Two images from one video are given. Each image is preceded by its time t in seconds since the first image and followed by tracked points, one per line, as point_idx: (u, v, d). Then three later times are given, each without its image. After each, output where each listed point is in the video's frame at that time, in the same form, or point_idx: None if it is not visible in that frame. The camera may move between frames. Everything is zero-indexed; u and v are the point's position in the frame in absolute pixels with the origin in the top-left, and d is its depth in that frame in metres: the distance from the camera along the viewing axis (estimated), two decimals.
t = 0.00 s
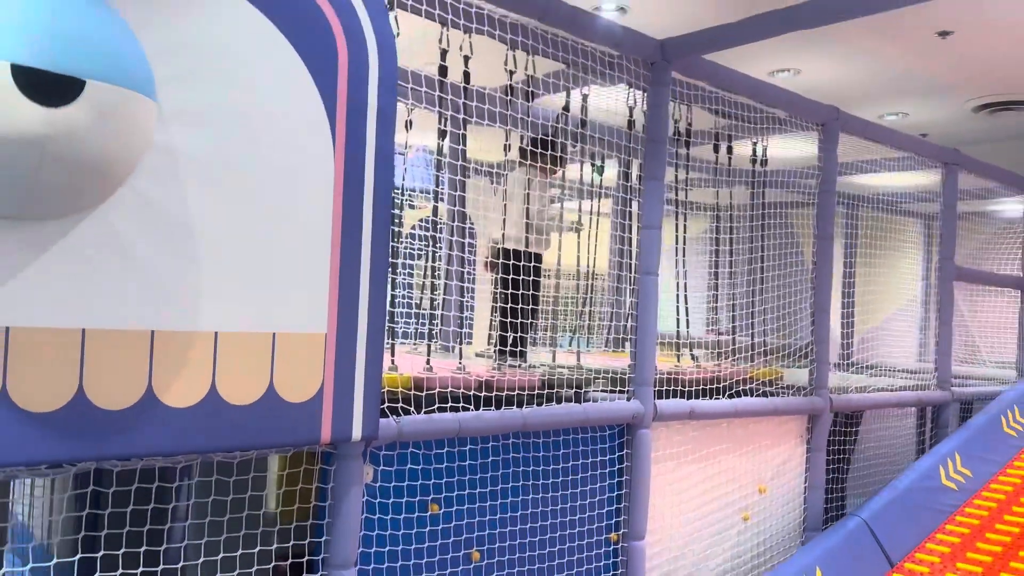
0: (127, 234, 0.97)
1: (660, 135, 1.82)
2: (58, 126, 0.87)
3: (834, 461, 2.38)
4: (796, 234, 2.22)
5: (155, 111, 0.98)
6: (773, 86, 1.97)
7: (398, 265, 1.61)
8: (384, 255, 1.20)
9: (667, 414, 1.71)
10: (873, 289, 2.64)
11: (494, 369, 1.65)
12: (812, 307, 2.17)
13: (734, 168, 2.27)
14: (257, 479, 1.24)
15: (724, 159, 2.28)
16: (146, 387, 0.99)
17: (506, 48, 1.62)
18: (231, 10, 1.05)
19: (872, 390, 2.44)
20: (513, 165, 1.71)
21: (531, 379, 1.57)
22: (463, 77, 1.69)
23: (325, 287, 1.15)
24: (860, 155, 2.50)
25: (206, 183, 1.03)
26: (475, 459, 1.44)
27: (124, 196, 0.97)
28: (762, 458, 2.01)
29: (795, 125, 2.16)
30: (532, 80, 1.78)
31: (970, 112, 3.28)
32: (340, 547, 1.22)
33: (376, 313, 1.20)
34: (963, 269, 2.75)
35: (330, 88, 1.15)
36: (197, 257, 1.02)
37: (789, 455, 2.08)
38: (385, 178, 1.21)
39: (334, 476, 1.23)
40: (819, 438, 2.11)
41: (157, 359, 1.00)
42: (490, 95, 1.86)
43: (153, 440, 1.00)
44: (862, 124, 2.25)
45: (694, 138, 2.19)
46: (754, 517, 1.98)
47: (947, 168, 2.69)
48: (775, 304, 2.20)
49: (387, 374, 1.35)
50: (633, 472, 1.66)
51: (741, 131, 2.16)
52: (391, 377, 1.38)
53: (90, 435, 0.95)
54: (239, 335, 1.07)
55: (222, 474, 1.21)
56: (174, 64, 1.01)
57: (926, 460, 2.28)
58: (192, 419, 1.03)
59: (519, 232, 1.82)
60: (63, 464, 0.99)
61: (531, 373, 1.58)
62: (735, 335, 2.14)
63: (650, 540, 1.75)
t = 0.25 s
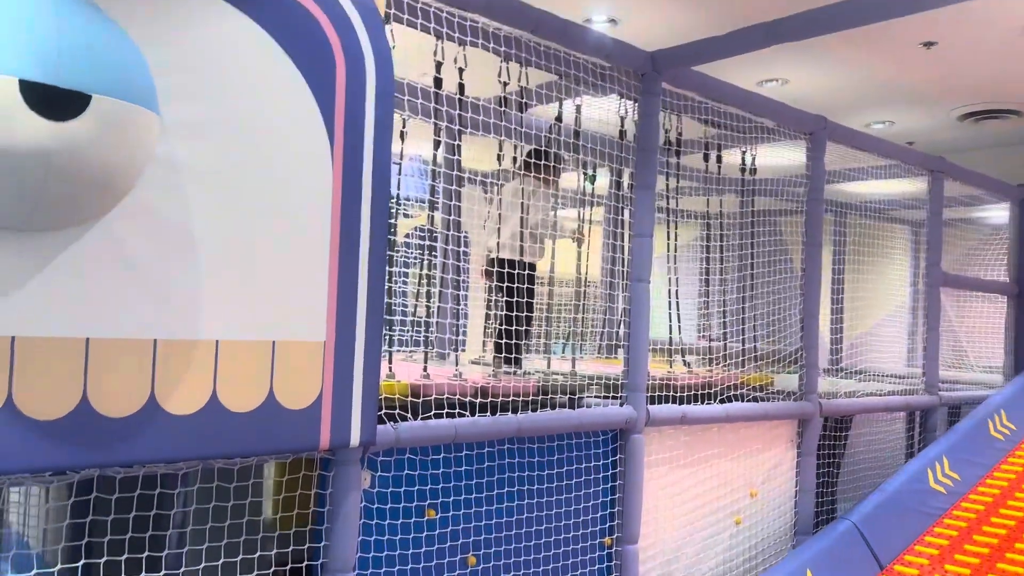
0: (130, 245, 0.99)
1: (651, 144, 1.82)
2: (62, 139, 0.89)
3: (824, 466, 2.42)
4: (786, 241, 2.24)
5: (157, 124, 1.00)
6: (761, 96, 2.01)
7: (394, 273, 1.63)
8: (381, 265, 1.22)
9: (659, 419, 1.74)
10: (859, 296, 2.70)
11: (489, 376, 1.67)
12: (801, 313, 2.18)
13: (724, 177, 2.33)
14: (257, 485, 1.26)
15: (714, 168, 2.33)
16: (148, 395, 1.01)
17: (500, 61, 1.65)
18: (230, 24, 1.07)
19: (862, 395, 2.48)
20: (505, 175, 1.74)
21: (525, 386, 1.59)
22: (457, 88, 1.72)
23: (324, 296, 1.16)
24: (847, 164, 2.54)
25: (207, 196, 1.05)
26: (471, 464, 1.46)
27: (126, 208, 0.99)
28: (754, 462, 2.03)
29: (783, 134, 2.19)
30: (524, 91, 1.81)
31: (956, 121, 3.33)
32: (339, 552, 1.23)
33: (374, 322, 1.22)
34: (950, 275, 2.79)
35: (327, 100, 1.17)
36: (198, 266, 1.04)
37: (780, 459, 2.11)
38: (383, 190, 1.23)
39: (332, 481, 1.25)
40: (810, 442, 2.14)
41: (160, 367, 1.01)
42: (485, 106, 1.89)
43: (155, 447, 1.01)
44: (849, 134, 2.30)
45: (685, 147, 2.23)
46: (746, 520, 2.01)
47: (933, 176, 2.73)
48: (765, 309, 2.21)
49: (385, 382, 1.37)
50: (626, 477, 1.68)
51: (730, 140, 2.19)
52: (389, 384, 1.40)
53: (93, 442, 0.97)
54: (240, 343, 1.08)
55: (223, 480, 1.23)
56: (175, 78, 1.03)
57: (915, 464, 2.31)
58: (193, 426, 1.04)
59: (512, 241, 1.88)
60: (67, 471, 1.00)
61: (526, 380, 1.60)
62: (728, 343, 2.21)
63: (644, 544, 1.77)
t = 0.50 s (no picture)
0: (129, 252, 0.99)
1: (641, 153, 1.84)
2: (62, 147, 0.89)
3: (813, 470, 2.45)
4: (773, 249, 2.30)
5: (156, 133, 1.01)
6: (750, 106, 2.04)
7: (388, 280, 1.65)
8: (377, 273, 1.23)
9: (651, 424, 1.75)
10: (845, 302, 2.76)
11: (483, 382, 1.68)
12: (790, 318, 2.23)
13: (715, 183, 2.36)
14: (254, 492, 1.26)
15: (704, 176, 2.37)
16: (147, 402, 1.01)
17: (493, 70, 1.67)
18: (228, 34, 1.08)
19: (851, 400, 2.51)
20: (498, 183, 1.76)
21: (519, 392, 1.60)
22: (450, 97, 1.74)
23: (320, 303, 1.17)
24: (834, 172, 2.57)
25: (204, 204, 1.06)
26: (466, 470, 1.47)
27: (124, 216, 0.99)
28: (745, 466, 2.05)
29: (771, 143, 2.22)
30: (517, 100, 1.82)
31: (940, 129, 3.38)
32: (336, 558, 1.24)
33: (371, 329, 1.22)
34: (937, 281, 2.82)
35: (323, 109, 1.17)
36: (197, 274, 1.05)
37: (770, 464, 2.13)
38: (379, 198, 1.24)
39: (328, 488, 1.25)
40: (799, 446, 2.16)
41: (158, 374, 1.02)
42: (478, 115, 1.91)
43: (154, 453, 1.02)
44: (836, 142, 2.33)
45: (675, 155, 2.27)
46: (737, 525, 2.03)
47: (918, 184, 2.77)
48: (755, 315, 2.24)
49: (380, 389, 1.38)
50: (619, 482, 1.70)
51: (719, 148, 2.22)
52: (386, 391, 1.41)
53: (93, 449, 0.97)
54: (238, 350, 1.09)
55: (221, 487, 1.23)
56: (173, 87, 1.04)
57: (904, 468, 2.33)
58: (191, 433, 1.05)
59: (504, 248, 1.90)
60: (65, 478, 1.01)
61: (519, 386, 1.61)
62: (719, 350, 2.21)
63: (637, 549, 1.78)
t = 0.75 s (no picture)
0: (123, 262, 0.99)
1: (632, 161, 1.83)
2: (57, 157, 0.90)
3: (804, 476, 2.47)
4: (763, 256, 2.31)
5: (151, 144, 1.01)
6: (739, 115, 2.06)
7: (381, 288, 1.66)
8: (370, 282, 1.23)
9: (643, 432, 1.76)
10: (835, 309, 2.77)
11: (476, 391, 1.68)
12: (780, 325, 2.23)
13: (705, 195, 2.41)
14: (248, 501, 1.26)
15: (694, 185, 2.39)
16: (141, 412, 1.01)
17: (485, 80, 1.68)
18: (221, 44, 1.08)
19: (840, 406, 2.53)
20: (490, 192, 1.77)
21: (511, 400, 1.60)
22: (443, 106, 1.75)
23: (314, 313, 1.17)
24: (822, 180, 2.60)
25: (197, 214, 1.06)
26: (459, 478, 1.47)
27: (118, 226, 0.99)
28: (736, 473, 2.06)
29: (760, 151, 2.23)
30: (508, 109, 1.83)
31: (926, 137, 3.42)
32: (329, 568, 1.24)
33: (364, 339, 1.22)
34: (924, 288, 2.85)
35: (317, 118, 1.17)
36: (190, 285, 1.05)
37: (761, 470, 2.14)
38: (373, 207, 1.23)
39: (322, 498, 1.25)
40: (790, 453, 2.17)
41: (152, 384, 1.02)
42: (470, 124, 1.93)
43: (147, 463, 1.02)
44: (824, 151, 2.36)
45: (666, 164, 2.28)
46: (728, 532, 2.04)
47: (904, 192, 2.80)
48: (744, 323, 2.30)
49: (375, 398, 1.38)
50: (612, 489, 1.70)
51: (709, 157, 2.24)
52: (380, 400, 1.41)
53: (87, 459, 0.97)
54: (231, 360, 1.09)
55: (215, 497, 1.23)
56: (167, 97, 1.04)
57: (893, 474, 2.35)
58: (185, 442, 1.05)
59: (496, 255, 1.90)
60: (58, 489, 1.00)
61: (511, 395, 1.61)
62: (709, 355, 2.32)
63: (630, 556, 1.79)
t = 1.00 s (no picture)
0: (118, 274, 0.99)
1: (624, 170, 1.84)
2: (53, 168, 0.89)
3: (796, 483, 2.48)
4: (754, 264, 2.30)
5: (146, 155, 1.00)
6: (730, 125, 2.07)
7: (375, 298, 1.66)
8: (364, 292, 1.22)
9: (637, 440, 1.76)
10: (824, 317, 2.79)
11: (469, 400, 1.68)
12: (771, 332, 2.21)
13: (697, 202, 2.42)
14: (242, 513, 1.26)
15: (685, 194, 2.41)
16: (135, 424, 1.00)
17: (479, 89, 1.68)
18: (217, 54, 1.08)
19: (831, 413, 2.54)
20: (483, 200, 1.77)
21: (504, 411, 1.61)
22: (435, 116, 1.75)
23: (308, 323, 1.16)
24: (811, 189, 2.62)
25: (191, 224, 1.05)
26: (453, 488, 1.47)
27: (112, 237, 0.98)
28: (728, 481, 2.07)
29: (749, 160, 2.24)
30: (501, 119, 1.84)
31: (914, 146, 3.45)
32: None
33: (359, 348, 1.22)
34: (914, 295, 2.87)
35: (311, 128, 1.17)
36: (183, 296, 1.04)
37: (753, 478, 2.15)
38: (367, 216, 1.23)
39: (316, 509, 1.25)
40: (782, 461, 2.18)
41: (146, 396, 1.01)
42: (462, 132, 1.93)
43: (141, 476, 1.01)
44: (814, 159, 2.37)
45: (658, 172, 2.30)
46: (721, 540, 2.04)
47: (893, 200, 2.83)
48: (734, 331, 2.33)
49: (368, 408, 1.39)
50: (606, 498, 1.70)
51: (700, 165, 2.25)
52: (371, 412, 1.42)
53: (80, 472, 0.96)
54: (225, 371, 1.08)
55: (209, 509, 1.23)
56: (163, 108, 1.03)
57: (884, 480, 2.36)
58: (179, 454, 1.04)
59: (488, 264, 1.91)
60: (51, 502, 0.99)
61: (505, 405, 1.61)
62: (700, 363, 2.33)
63: (623, 565, 1.79)
